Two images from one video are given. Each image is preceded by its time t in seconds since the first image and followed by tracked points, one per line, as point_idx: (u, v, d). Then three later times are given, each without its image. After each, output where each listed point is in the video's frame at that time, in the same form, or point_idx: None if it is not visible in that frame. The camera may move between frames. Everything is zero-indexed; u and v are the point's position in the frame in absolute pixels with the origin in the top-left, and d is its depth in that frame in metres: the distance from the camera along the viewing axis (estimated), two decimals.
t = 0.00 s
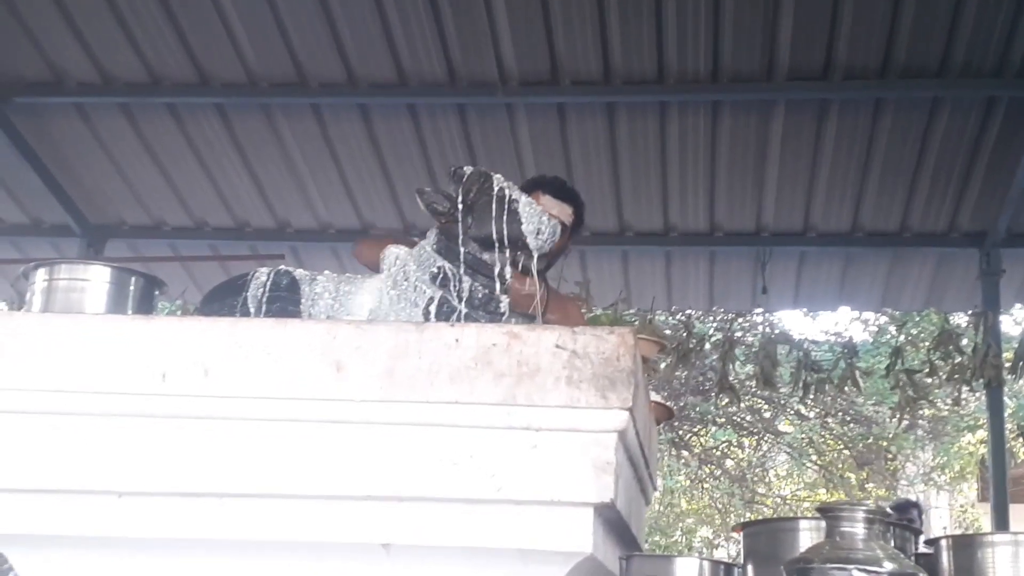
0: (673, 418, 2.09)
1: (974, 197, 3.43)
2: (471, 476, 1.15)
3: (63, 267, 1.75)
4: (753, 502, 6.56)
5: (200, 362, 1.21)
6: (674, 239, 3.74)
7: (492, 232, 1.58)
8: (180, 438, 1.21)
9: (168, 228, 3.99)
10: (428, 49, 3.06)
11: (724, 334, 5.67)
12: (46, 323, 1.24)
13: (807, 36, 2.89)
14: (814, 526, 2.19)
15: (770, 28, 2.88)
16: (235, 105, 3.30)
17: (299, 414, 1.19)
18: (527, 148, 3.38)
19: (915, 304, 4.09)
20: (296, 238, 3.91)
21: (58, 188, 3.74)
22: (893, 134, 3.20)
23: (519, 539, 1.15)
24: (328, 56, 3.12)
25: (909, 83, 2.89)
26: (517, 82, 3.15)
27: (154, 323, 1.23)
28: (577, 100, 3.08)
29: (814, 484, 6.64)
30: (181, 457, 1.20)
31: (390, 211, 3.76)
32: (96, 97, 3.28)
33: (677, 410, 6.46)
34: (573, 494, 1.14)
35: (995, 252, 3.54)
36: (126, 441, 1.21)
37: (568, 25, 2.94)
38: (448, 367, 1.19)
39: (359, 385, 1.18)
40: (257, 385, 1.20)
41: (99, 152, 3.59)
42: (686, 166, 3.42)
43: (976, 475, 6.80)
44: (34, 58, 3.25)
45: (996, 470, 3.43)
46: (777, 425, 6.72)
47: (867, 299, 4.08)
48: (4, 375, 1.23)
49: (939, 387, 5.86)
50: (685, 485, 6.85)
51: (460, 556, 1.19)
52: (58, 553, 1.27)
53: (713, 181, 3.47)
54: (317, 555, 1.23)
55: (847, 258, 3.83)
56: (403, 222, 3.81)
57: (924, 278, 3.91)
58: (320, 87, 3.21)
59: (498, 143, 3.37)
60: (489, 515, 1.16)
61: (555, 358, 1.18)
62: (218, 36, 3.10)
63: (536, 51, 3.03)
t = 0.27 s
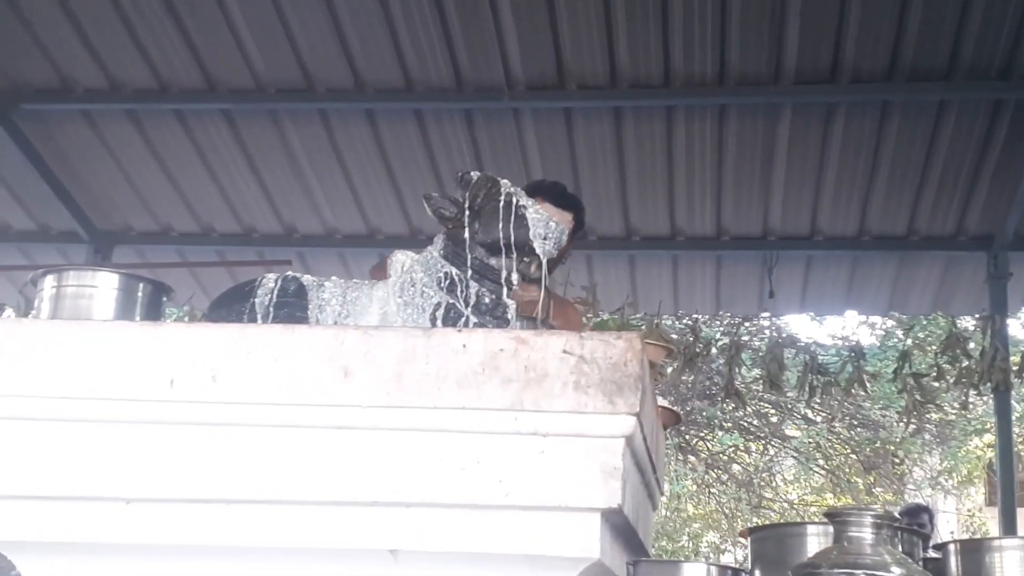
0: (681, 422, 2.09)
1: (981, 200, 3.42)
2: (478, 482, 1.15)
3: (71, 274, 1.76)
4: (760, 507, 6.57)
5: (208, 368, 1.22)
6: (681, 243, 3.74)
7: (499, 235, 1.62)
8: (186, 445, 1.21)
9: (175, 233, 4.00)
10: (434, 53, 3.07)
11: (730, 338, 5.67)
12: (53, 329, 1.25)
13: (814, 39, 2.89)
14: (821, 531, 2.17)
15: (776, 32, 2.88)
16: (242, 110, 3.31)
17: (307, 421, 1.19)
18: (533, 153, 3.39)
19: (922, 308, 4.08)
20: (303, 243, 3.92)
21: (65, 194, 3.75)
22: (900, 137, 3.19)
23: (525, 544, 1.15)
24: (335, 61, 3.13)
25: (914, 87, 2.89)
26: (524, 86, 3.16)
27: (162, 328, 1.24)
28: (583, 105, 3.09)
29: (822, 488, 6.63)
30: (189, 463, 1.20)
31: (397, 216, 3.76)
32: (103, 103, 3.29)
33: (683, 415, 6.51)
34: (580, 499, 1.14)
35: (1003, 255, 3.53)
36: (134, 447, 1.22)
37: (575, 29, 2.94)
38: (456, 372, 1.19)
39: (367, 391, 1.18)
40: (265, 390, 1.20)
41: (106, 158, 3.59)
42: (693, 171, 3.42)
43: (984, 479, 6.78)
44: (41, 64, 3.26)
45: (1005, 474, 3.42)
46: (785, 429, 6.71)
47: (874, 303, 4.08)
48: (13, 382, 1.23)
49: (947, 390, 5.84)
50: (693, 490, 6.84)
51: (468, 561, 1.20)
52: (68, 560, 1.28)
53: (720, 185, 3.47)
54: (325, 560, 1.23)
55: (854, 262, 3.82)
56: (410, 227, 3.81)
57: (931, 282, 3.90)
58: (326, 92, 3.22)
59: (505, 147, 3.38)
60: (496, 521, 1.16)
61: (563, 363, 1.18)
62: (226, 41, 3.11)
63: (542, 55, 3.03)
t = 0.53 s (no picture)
0: (686, 422, 2.09)
1: (985, 198, 3.42)
2: (484, 483, 1.15)
3: (76, 278, 1.75)
4: (766, 506, 6.52)
5: (214, 370, 1.22)
6: (684, 243, 3.74)
7: (502, 236, 1.62)
8: (192, 448, 1.21)
9: (179, 237, 4.00)
10: (437, 55, 3.07)
11: (735, 336, 5.66)
12: (58, 332, 1.25)
13: (816, 38, 2.88)
14: (828, 530, 2.17)
15: (779, 31, 2.88)
16: (245, 113, 3.31)
17: (313, 423, 1.19)
18: (536, 153, 3.38)
19: (927, 307, 4.07)
20: (307, 245, 3.92)
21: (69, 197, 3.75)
22: (904, 134, 3.18)
23: (531, 544, 1.15)
24: (338, 63, 3.13)
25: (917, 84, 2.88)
26: (527, 87, 3.16)
27: (167, 332, 1.24)
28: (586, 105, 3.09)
29: (828, 487, 6.62)
30: (196, 466, 1.21)
31: (400, 218, 3.76)
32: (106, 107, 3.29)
33: (689, 414, 6.48)
34: (586, 500, 1.14)
35: (1008, 252, 3.52)
36: (140, 450, 1.22)
37: (577, 30, 2.94)
38: (461, 374, 1.19)
39: (373, 393, 1.18)
40: (269, 393, 1.20)
41: (110, 161, 3.60)
42: (696, 170, 3.42)
43: (990, 477, 6.76)
44: (44, 69, 3.27)
45: (1012, 471, 3.41)
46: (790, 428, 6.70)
47: (879, 302, 4.07)
48: (20, 387, 1.23)
49: (952, 388, 5.83)
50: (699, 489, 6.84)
51: (474, 562, 1.19)
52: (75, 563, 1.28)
53: (723, 184, 3.47)
54: (331, 562, 1.24)
55: (858, 261, 3.82)
56: (413, 229, 3.82)
57: (936, 280, 3.90)
58: (329, 94, 3.22)
59: (508, 148, 3.38)
60: (502, 521, 1.16)
61: (568, 363, 1.18)
62: (228, 44, 3.11)
63: (544, 56, 3.03)
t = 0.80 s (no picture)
0: (686, 429, 2.09)
1: (984, 204, 3.42)
2: (485, 489, 1.16)
3: (76, 285, 1.76)
4: (765, 512, 6.58)
5: (214, 378, 1.22)
6: (684, 250, 3.74)
7: (503, 243, 1.64)
8: (193, 456, 1.21)
9: (180, 244, 4.00)
10: (437, 62, 3.07)
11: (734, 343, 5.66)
12: (57, 339, 1.24)
13: (816, 45, 2.89)
14: (828, 537, 2.17)
15: (778, 38, 2.89)
16: (245, 120, 3.31)
17: (314, 431, 1.19)
18: (536, 160, 3.39)
19: (927, 314, 4.08)
20: (307, 252, 3.92)
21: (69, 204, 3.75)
22: (903, 142, 3.19)
23: (530, 550, 1.16)
24: (338, 70, 3.14)
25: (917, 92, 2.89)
26: (527, 94, 3.16)
27: (167, 339, 1.24)
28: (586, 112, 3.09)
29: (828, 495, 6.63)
30: (197, 474, 1.21)
31: (400, 224, 3.77)
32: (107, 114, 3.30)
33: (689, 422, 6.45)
34: (586, 507, 1.14)
35: (1007, 259, 3.53)
36: (141, 458, 1.22)
37: (577, 37, 2.94)
38: (460, 381, 1.19)
39: (374, 399, 1.18)
40: (270, 398, 1.20)
41: (110, 168, 3.60)
42: (696, 178, 3.42)
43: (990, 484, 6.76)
44: (45, 76, 3.27)
45: (1012, 478, 3.41)
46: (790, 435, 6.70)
47: (878, 309, 4.08)
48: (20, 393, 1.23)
49: (952, 394, 5.83)
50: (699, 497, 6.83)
51: (475, 569, 1.19)
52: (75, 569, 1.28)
53: (723, 191, 3.47)
54: (331, 570, 1.24)
55: (858, 267, 3.82)
56: (413, 236, 3.82)
57: (935, 287, 3.90)
58: (329, 101, 3.23)
59: (508, 155, 3.38)
60: (502, 528, 1.17)
61: (568, 370, 1.17)
62: (229, 52, 3.11)
63: (545, 63, 3.03)
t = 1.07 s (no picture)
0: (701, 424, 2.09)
1: (993, 192, 3.41)
2: (501, 488, 1.20)
3: (89, 299, 1.78)
4: (787, 507, 6.19)
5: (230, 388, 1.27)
6: (693, 246, 3.74)
7: (512, 246, 1.65)
8: (210, 464, 1.26)
9: (191, 255, 4.03)
10: (440, 68, 3.08)
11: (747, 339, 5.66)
12: (75, 354, 1.29)
13: (819, 38, 2.89)
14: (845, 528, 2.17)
15: (781, 33, 2.88)
16: (252, 131, 3.33)
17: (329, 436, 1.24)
18: (542, 160, 3.39)
19: (939, 302, 4.07)
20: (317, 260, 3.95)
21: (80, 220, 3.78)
22: (909, 133, 3.18)
23: (548, 550, 1.19)
24: (343, 80, 3.15)
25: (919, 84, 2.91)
26: (531, 96, 3.16)
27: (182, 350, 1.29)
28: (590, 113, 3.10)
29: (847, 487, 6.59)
30: (214, 482, 1.25)
31: (409, 229, 3.78)
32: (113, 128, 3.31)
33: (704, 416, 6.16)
34: (603, 505, 1.18)
35: (1018, 246, 3.52)
36: (159, 468, 1.26)
37: (579, 38, 2.95)
38: (475, 382, 1.23)
39: (389, 403, 1.23)
40: (286, 405, 1.25)
41: (117, 181, 3.61)
42: (704, 174, 3.42)
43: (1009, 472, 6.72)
44: (52, 94, 3.30)
45: None
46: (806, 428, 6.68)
47: (890, 299, 4.07)
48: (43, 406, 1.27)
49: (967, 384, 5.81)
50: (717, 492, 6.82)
51: (494, 569, 1.22)
52: None
53: (730, 185, 3.46)
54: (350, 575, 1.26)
55: (869, 259, 3.81)
56: (422, 240, 3.84)
57: (947, 276, 3.89)
58: (334, 110, 3.24)
59: (514, 157, 3.39)
60: (520, 527, 1.20)
61: (580, 369, 1.21)
62: (234, 64, 3.13)
63: (548, 65, 3.04)
